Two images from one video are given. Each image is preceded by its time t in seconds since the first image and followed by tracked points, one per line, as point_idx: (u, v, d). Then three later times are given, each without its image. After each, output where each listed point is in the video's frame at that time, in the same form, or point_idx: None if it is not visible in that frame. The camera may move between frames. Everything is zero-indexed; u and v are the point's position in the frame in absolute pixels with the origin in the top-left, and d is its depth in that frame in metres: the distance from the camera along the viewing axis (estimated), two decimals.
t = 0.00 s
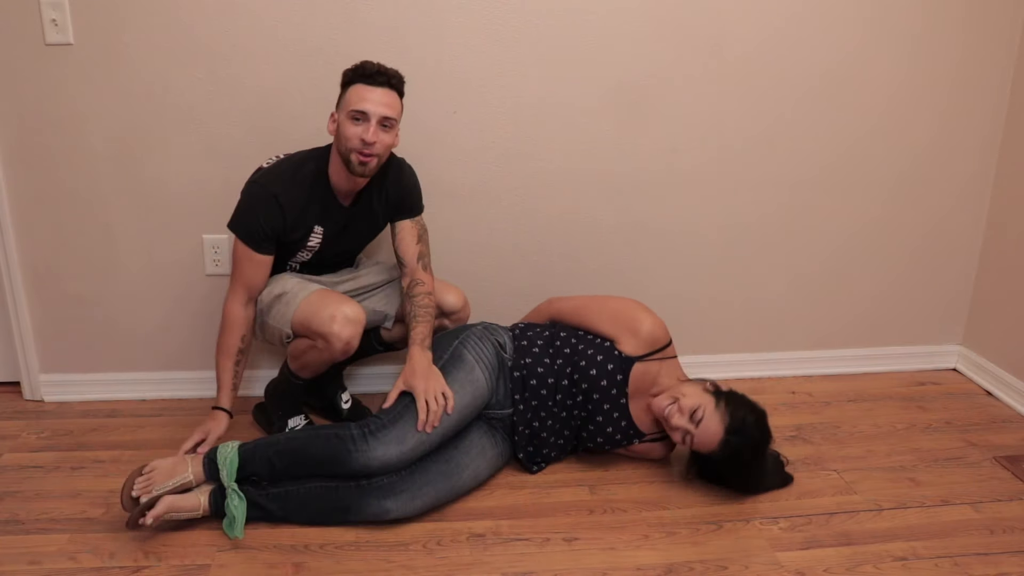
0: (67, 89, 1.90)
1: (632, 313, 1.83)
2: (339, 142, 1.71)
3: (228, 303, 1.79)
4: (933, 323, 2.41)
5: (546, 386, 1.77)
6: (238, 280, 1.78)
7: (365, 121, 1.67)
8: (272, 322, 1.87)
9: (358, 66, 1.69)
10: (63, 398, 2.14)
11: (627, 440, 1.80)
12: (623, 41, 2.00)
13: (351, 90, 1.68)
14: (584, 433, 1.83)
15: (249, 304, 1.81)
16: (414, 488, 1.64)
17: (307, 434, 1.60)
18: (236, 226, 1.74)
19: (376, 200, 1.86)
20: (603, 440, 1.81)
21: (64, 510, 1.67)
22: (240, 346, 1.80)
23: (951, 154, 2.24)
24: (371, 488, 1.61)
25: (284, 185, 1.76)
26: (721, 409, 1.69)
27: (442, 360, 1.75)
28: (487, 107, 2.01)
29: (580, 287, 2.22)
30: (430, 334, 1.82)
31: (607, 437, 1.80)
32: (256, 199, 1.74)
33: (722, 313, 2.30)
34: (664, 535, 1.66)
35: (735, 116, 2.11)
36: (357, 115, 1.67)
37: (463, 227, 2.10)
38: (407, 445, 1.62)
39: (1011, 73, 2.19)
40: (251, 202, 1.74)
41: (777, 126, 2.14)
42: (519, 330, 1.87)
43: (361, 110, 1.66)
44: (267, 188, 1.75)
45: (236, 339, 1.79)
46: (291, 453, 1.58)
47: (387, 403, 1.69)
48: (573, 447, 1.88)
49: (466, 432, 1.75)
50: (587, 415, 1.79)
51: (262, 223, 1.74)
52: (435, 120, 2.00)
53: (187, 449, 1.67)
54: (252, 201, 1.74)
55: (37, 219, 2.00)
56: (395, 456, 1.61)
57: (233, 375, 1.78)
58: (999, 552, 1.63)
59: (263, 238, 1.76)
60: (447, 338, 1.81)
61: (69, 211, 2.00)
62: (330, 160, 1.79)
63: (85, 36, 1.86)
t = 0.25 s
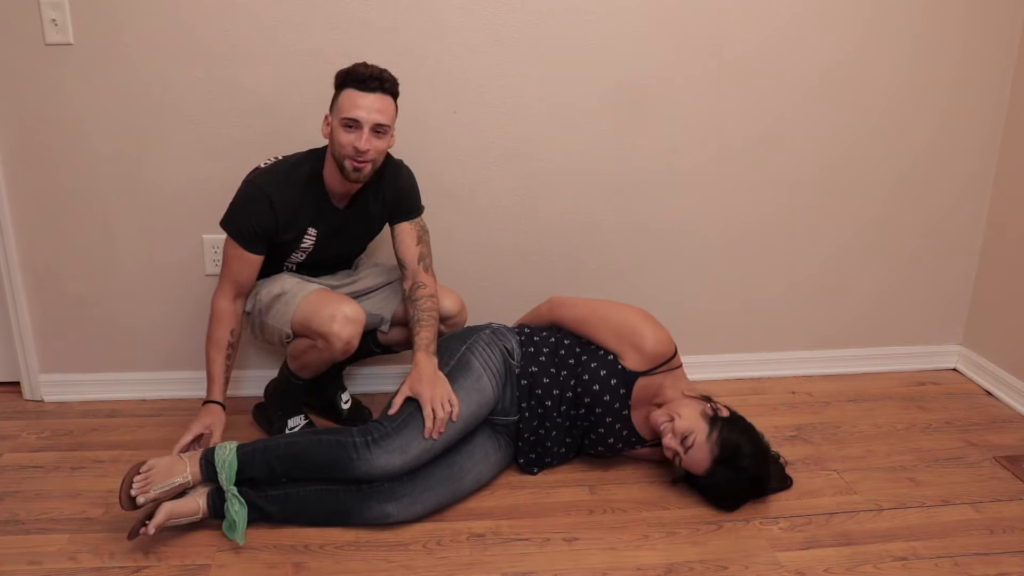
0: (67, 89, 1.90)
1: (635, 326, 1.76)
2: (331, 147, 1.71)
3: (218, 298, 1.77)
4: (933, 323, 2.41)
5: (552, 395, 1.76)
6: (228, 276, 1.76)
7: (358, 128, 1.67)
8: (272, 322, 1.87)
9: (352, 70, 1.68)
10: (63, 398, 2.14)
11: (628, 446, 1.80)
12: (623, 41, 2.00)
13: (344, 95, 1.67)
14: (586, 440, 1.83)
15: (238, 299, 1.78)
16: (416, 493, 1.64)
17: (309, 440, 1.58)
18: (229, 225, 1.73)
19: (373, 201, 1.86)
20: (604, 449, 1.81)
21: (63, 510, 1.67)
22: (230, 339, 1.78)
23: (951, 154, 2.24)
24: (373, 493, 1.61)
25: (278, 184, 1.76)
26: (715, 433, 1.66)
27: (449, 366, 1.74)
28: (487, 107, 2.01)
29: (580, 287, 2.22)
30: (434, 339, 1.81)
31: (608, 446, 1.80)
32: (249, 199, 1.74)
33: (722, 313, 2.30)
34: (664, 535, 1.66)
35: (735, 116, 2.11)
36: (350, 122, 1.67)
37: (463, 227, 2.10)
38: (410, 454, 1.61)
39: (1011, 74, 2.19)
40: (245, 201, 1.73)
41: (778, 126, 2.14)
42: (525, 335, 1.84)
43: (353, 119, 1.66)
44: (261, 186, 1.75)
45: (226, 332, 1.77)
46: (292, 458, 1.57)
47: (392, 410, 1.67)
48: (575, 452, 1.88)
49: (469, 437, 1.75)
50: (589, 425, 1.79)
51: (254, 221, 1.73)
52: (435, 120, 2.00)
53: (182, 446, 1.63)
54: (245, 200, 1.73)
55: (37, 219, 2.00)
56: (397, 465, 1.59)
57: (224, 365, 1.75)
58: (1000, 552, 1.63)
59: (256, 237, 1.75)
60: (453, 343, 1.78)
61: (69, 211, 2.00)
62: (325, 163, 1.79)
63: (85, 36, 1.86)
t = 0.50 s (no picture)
0: (67, 89, 1.90)
1: (636, 332, 1.76)
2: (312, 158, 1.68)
3: (216, 305, 1.74)
4: (933, 323, 2.41)
5: (551, 398, 1.76)
6: (225, 283, 1.74)
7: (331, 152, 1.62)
8: (269, 322, 1.87)
9: (332, 86, 1.59)
10: (63, 398, 2.14)
11: (628, 449, 1.81)
12: (623, 41, 2.00)
13: (321, 113, 1.60)
14: (586, 442, 1.83)
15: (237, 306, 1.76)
16: (415, 494, 1.64)
17: (308, 443, 1.58)
18: (223, 229, 1.72)
19: (368, 198, 1.85)
20: (603, 451, 1.82)
21: (64, 510, 1.67)
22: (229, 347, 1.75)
23: (951, 154, 2.24)
24: (372, 495, 1.61)
25: (272, 186, 1.75)
26: (715, 445, 1.66)
27: (449, 368, 1.73)
28: (487, 107, 2.01)
29: (580, 287, 2.22)
30: (435, 338, 1.80)
31: (608, 449, 1.81)
32: (243, 202, 1.73)
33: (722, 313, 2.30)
34: (664, 535, 1.66)
35: (735, 116, 2.11)
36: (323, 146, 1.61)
37: (463, 227, 2.10)
38: (410, 458, 1.61)
39: (1011, 74, 2.19)
40: (239, 205, 1.73)
41: (778, 126, 2.14)
42: (525, 336, 1.84)
43: (325, 145, 1.60)
44: (255, 190, 1.74)
45: (225, 340, 1.73)
46: (291, 461, 1.56)
47: (393, 410, 1.67)
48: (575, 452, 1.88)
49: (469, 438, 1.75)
50: (588, 429, 1.79)
51: (248, 224, 1.72)
52: (435, 120, 2.00)
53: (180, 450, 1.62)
54: (240, 204, 1.73)
55: (37, 219, 2.00)
56: (397, 469, 1.59)
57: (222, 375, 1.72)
58: (999, 552, 1.63)
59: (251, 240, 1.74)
60: (454, 344, 1.78)
61: (69, 212, 2.00)
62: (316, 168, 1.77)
63: (84, 36, 1.86)
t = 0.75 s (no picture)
0: (67, 89, 1.90)
1: (635, 335, 1.75)
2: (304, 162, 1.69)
3: (216, 308, 1.73)
4: (933, 323, 2.41)
5: (550, 398, 1.76)
6: (227, 286, 1.73)
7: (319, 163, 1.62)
8: (274, 322, 1.87)
9: (321, 100, 1.57)
10: (63, 398, 2.14)
11: (627, 451, 1.81)
12: (623, 41, 2.00)
13: (310, 125, 1.60)
14: (585, 443, 1.82)
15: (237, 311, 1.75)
16: (413, 491, 1.64)
17: (303, 442, 1.58)
18: (224, 233, 1.72)
19: (367, 198, 1.84)
20: (603, 453, 1.82)
21: (64, 510, 1.67)
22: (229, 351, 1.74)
23: (951, 154, 2.24)
24: (370, 493, 1.61)
25: (273, 187, 1.75)
26: (716, 457, 1.66)
27: (448, 367, 1.73)
28: (487, 107, 2.01)
29: (580, 287, 2.22)
30: (434, 338, 1.80)
31: (607, 450, 1.81)
32: (243, 205, 1.73)
33: (722, 313, 2.30)
34: (664, 535, 1.66)
35: (735, 116, 2.11)
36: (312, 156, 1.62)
37: (463, 227, 2.10)
38: (406, 456, 1.61)
39: (1011, 74, 2.19)
40: (239, 208, 1.73)
41: (778, 126, 2.14)
42: (524, 335, 1.84)
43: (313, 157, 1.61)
44: (257, 192, 1.74)
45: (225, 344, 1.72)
46: (287, 461, 1.56)
47: (391, 409, 1.66)
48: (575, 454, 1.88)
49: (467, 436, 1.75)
50: (587, 431, 1.79)
51: (249, 227, 1.72)
52: (436, 120, 2.00)
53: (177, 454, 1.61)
54: (240, 207, 1.72)
55: (37, 219, 2.00)
56: (393, 466, 1.59)
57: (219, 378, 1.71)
58: (999, 552, 1.63)
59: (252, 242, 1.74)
60: (453, 344, 1.79)
61: (69, 212, 2.00)
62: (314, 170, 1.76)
63: (85, 36, 1.86)
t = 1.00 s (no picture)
0: (68, 89, 1.90)
1: (636, 335, 1.75)
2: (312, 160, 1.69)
3: (218, 307, 1.73)
4: (933, 323, 2.41)
5: (549, 399, 1.76)
6: (230, 284, 1.74)
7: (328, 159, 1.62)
8: (274, 323, 1.87)
9: (330, 93, 1.58)
10: (63, 398, 2.14)
11: (627, 451, 1.81)
12: (623, 41, 2.00)
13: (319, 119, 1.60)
14: (585, 442, 1.82)
15: (240, 308, 1.76)
16: (413, 492, 1.64)
17: (304, 442, 1.58)
18: (227, 231, 1.72)
19: (370, 200, 1.85)
20: (602, 453, 1.82)
21: (63, 510, 1.67)
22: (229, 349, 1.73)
23: (951, 155, 2.24)
24: (370, 493, 1.61)
25: (276, 187, 1.75)
26: (715, 458, 1.66)
27: (447, 368, 1.73)
28: (487, 107, 2.01)
29: (580, 287, 2.22)
30: (433, 341, 1.80)
31: (607, 450, 1.81)
32: (247, 203, 1.73)
33: (721, 313, 2.30)
34: (664, 535, 1.66)
35: (735, 116, 2.11)
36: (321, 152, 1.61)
37: (463, 227, 2.10)
38: (407, 457, 1.61)
39: (1011, 74, 2.19)
40: (243, 207, 1.73)
41: (778, 125, 2.14)
42: (524, 335, 1.84)
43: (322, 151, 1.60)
44: (260, 191, 1.74)
45: (226, 342, 1.72)
46: (288, 462, 1.56)
47: (391, 409, 1.66)
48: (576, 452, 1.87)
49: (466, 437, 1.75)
50: (586, 430, 1.79)
51: (251, 226, 1.72)
52: (436, 120, 2.00)
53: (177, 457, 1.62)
54: (243, 206, 1.72)
55: (37, 219, 2.00)
56: (394, 467, 1.59)
57: (221, 378, 1.70)
58: (999, 552, 1.63)
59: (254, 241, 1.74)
60: (453, 343, 1.78)
61: (69, 212, 2.00)
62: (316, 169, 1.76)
63: (85, 36, 1.86)
